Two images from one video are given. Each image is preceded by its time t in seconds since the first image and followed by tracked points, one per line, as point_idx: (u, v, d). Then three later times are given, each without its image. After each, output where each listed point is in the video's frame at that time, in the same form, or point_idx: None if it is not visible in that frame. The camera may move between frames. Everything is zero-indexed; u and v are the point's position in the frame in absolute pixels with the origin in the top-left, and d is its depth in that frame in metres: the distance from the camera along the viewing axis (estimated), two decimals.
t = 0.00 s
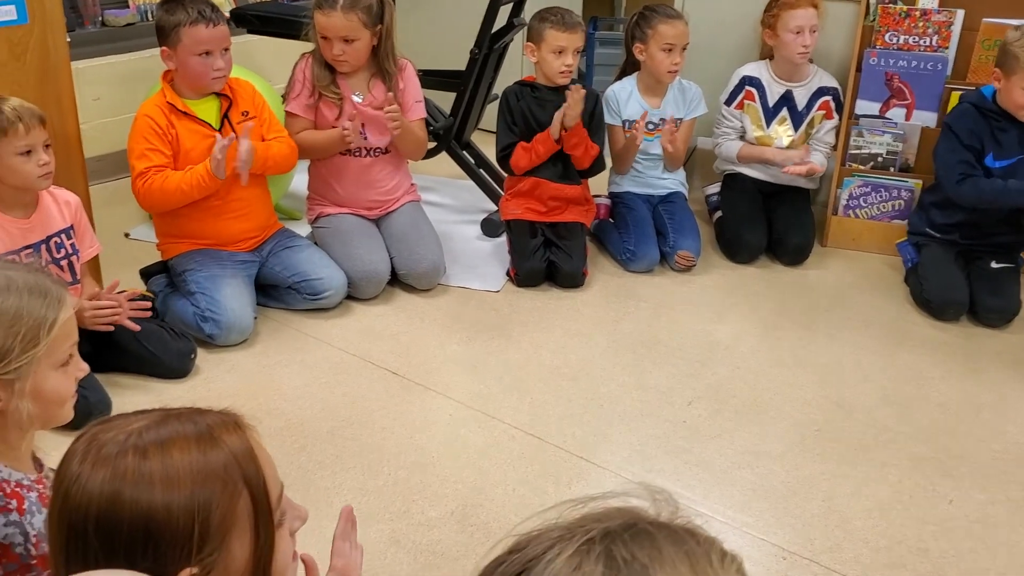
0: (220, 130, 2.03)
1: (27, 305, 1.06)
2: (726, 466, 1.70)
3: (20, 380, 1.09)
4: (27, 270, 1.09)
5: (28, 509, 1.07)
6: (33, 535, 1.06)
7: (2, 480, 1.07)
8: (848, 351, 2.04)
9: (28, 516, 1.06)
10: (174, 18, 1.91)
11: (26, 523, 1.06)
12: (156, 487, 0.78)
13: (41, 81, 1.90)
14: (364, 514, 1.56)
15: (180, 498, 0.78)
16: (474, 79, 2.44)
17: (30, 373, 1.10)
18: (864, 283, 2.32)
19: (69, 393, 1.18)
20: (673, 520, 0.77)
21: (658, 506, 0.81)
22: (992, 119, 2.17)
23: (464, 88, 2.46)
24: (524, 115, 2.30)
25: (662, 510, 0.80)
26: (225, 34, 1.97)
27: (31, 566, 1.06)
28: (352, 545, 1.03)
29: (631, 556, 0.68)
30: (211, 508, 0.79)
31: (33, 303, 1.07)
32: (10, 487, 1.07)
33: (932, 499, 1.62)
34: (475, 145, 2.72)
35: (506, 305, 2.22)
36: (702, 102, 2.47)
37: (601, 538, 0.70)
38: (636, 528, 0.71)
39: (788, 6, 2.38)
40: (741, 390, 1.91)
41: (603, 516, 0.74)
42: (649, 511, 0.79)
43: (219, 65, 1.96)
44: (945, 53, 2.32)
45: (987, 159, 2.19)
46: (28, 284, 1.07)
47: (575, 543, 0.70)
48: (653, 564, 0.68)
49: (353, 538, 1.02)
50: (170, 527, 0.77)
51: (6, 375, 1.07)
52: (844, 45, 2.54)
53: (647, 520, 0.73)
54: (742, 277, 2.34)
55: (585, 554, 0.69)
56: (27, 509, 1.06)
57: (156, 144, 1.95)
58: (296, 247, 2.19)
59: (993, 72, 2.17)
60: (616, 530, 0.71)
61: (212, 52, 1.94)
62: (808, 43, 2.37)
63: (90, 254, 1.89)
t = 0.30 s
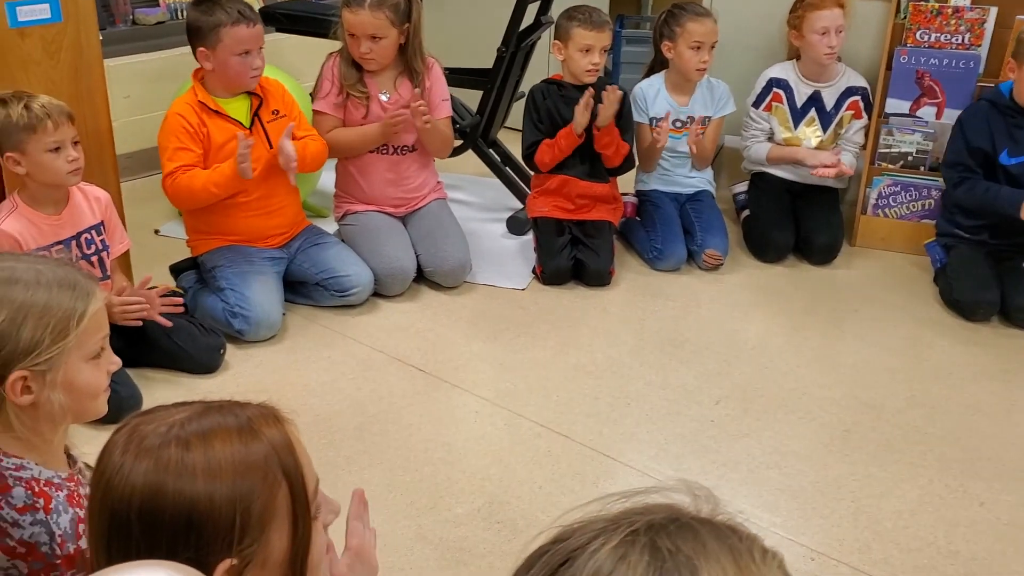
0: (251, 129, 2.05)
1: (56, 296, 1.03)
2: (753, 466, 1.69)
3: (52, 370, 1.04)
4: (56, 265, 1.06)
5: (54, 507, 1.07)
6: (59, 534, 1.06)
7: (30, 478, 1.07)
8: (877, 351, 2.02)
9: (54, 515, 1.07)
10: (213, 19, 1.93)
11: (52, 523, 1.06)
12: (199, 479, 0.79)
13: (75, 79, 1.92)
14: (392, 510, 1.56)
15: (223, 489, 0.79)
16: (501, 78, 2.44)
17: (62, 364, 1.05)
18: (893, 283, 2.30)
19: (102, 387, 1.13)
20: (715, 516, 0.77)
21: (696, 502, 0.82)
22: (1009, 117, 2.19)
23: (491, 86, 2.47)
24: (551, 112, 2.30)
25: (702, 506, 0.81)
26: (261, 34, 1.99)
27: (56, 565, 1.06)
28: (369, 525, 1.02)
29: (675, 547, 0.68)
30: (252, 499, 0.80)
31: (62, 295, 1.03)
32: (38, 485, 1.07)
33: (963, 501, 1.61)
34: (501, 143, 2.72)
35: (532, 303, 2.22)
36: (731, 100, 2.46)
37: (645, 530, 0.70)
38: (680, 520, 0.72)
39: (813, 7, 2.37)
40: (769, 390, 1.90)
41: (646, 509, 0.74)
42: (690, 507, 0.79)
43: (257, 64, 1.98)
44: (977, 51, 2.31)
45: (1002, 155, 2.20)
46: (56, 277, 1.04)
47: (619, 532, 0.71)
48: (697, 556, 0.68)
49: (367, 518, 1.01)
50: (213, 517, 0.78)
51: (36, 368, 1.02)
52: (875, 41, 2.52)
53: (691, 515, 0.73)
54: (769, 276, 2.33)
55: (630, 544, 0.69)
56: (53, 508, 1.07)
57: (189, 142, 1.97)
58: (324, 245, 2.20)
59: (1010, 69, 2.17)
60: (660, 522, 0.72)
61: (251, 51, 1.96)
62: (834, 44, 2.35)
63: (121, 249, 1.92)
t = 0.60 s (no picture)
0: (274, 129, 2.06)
1: (73, 291, 1.03)
2: (773, 468, 1.68)
3: (61, 364, 1.03)
4: (76, 261, 1.06)
5: (62, 498, 1.05)
6: (65, 524, 1.05)
7: (40, 470, 1.05)
8: (897, 354, 2.01)
9: (61, 505, 1.05)
10: (246, 19, 1.94)
11: (58, 513, 1.05)
12: (218, 475, 0.79)
13: (99, 77, 1.94)
14: (410, 509, 1.57)
15: (240, 487, 0.79)
16: (521, 78, 2.44)
17: (73, 359, 1.05)
18: (915, 286, 2.29)
19: (114, 387, 1.13)
20: (729, 515, 0.77)
21: (712, 502, 0.81)
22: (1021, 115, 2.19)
23: (512, 86, 2.47)
24: (569, 113, 2.30)
25: (716, 506, 0.80)
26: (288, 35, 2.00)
27: (61, 555, 1.05)
28: (382, 524, 1.00)
29: (689, 550, 0.68)
30: (269, 500, 0.79)
31: (79, 290, 1.03)
32: (46, 476, 1.05)
33: (985, 506, 1.60)
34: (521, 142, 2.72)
35: (551, 303, 2.22)
36: (753, 102, 2.45)
37: (658, 532, 0.70)
38: (693, 522, 0.71)
39: (829, 10, 2.36)
40: (789, 393, 1.89)
41: (658, 511, 0.74)
42: (703, 507, 0.79)
43: (286, 64, 1.99)
44: (1002, 52, 2.29)
45: (1014, 153, 2.18)
46: (75, 272, 1.04)
47: (632, 538, 0.70)
48: (711, 558, 0.68)
49: (384, 519, 1.01)
50: (229, 514, 0.78)
51: (48, 361, 1.02)
52: (899, 42, 2.50)
53: (703, 515, 0.73)
54: (790, 278, 2.32)
55: (644, 548, 0.69)
56: (61, 498, 1.05)
57: (214, 143, 1.98)
58: (343, 243, 2.21)
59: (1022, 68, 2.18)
60: (672, 524, 0.71)
61: (281, 52, 1.98)
62: (850, 47, 2.34)
63: (143, 247, 1.93)
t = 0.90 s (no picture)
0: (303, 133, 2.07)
1: (101, 290, 1.04)
2: (800, 474, 1.67)
3: (91, 364, 1.04)
4: (105, 261, 1.08)
5: (93, 492, 1.03)
6: (96, 518, 1.02)
7: (72, 465, 1.04)
8: (926, 360, 2.00)
9: (93, 499, 1.03)
10: (274, 24, 1.95)
11: (90, 506, 1.03)
12: (251, 478, 0.79)
13: (129, 80, 1.95)
14: (436, 511, 1.57)
15: (270, 492, 0.79)
16: (547, 80, 2.45)
17: (104, 358, 1.05)
18: (944, 290, 2.27)
19: (144, 384, 1.11)
20: (761, 528, 0.76)
21: (745, 514, 0.81)
22: None
23: (537, 89, 2.47)
24: (594, 116, 2.30)
25: (748, 518, 0.80)
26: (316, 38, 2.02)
27: (93, 549, 1.02)
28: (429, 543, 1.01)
29: (717, 561, 0.68)
30: (300, 507, 0.79)
31: (108, 289, 1.04)
32: (78, 470, 1.04)
33: (1016, 514, 1.58)
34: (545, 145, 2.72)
35: (576, 306, 2.22)
36: (781, 107, 2.44)
37: (687, 542, 0.70)
38: (722, 533, 0.71)
39: (852, 11, 2.35)
40: (816, 398, 1.88)
41: (688, 521, 0.74)
42: (735, 519, 0.78)
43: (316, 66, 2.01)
44: None
45: None
46: (104, 272, 1.05)
47: (660, 547, 0.71)
48: (740, 569, 0.68)
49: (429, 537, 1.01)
50: (259, 518, 0.79)
51: (79, 359, 1.03)
52: (928, 46, 2.48)
53: (733, 527, 0.73)
54: (817, 281, 2.31)
55: (671, 557, 0.69)
56: (92, 492, 1.03)
57: (243, 147, 1.99)
58: (370, 245, 2.22)
59: None
60: (700, 535, 0.71)
61: (310, 54, 1.99)
62: (876, 48, 2.33)
63: (171, 250, 1.94)
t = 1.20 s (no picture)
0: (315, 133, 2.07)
1: (123, 293, 1.03)
2: (812, 479, 1.67)
3: (110, 369, 1.04)
4: (129, 262, 1.07)
5: (114, 483, 1.04)
6: (116, 509, 1.03)
7: (93, 456, 1.05)
8: (939, 365, 1.99)
9: (114, 490, 1.04)
10: (281, 25, 1.95)
11: (111, 497, 1.03)
12: (271, 478, 0.80)
13: (143, 79, 1.95)
14: (447, 513, 1.57)
15: (290, 491, 0.79)
16: (560, 82, 2.44)
17: (123, 363, 1.05)
18: (956, 295, 2.26)
19: (165, 383, 1.11)
20: (777, 527, 0.76)
21: (763, 514, 0.81)
22: None
23: (550, 91, 2.47)
24: (606, 118, 2.30)
25: (765, 518, 0.80)
26: (325, 39, 2.01)
27: (110, 539, 1.03)
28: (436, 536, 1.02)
29: (731, 556, 0.68)
30: (320, 508, 0.79)
31: (129, 292, 1.04)
32: (99, 462, 1.05)
33: None
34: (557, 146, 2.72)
35: (587, 308, 2.22)
36: (794, 112, 2.44)
37: (701, 539, 0.70)
38: (736, 530, 0.71)
39: (868, 14, 2.34)
40: (828, 402, 1.88)
41: (702, 519, 0.74)
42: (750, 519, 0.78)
43: (324, 68, 2.00)
44: None
45: None
46: (125, 274, 1.05)
47: (673, 543, 0.70)
48: (754, 565, 0.67)
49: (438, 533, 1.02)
50: (278, 518, 0.79)
51: (98, 365, 1.03)
52: (942, 50, 2.47)
53: (748, 525, 0.72)
54: (829, 286, 2.30)
55: (685, 553, 0.69)
56: (114, 483, 1.04)
57: (256, 146, 2.00)
58: (381, 246, 2.22)
59: None
60: (714, 532, 0.70)
61: (317, 57, 1.99)
62: (893, 51, 2.32)
63: (183, 249, 1.94)
